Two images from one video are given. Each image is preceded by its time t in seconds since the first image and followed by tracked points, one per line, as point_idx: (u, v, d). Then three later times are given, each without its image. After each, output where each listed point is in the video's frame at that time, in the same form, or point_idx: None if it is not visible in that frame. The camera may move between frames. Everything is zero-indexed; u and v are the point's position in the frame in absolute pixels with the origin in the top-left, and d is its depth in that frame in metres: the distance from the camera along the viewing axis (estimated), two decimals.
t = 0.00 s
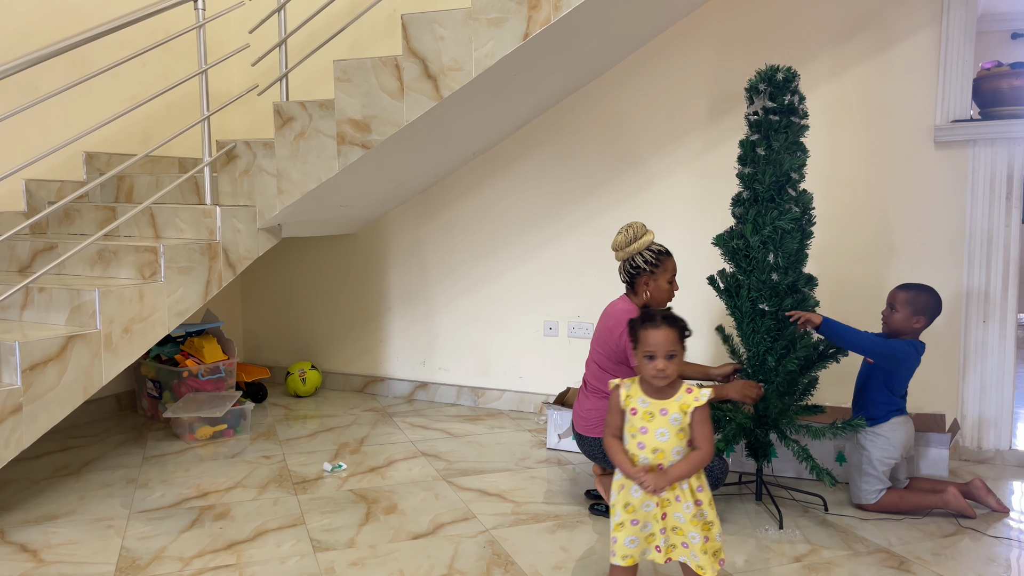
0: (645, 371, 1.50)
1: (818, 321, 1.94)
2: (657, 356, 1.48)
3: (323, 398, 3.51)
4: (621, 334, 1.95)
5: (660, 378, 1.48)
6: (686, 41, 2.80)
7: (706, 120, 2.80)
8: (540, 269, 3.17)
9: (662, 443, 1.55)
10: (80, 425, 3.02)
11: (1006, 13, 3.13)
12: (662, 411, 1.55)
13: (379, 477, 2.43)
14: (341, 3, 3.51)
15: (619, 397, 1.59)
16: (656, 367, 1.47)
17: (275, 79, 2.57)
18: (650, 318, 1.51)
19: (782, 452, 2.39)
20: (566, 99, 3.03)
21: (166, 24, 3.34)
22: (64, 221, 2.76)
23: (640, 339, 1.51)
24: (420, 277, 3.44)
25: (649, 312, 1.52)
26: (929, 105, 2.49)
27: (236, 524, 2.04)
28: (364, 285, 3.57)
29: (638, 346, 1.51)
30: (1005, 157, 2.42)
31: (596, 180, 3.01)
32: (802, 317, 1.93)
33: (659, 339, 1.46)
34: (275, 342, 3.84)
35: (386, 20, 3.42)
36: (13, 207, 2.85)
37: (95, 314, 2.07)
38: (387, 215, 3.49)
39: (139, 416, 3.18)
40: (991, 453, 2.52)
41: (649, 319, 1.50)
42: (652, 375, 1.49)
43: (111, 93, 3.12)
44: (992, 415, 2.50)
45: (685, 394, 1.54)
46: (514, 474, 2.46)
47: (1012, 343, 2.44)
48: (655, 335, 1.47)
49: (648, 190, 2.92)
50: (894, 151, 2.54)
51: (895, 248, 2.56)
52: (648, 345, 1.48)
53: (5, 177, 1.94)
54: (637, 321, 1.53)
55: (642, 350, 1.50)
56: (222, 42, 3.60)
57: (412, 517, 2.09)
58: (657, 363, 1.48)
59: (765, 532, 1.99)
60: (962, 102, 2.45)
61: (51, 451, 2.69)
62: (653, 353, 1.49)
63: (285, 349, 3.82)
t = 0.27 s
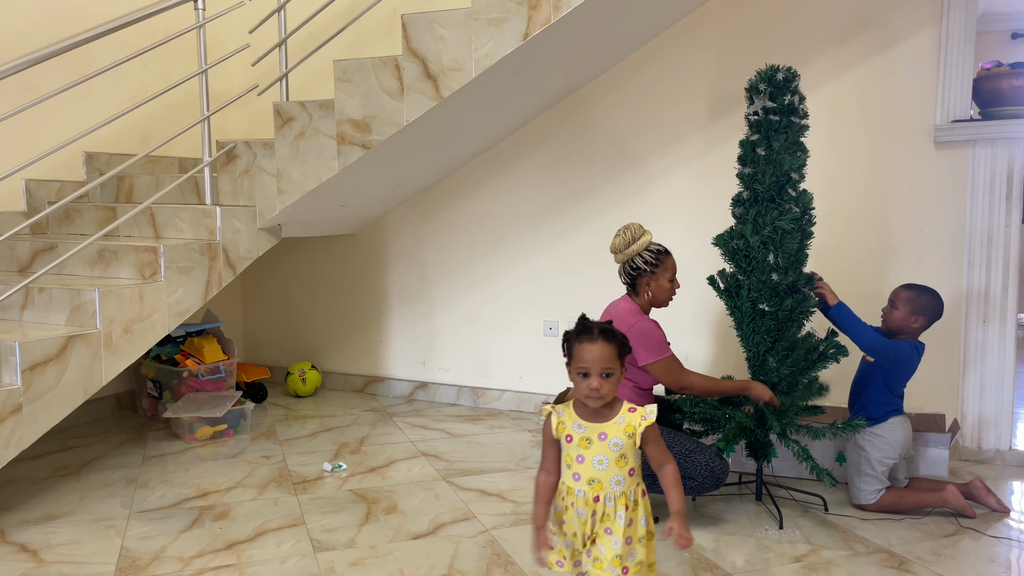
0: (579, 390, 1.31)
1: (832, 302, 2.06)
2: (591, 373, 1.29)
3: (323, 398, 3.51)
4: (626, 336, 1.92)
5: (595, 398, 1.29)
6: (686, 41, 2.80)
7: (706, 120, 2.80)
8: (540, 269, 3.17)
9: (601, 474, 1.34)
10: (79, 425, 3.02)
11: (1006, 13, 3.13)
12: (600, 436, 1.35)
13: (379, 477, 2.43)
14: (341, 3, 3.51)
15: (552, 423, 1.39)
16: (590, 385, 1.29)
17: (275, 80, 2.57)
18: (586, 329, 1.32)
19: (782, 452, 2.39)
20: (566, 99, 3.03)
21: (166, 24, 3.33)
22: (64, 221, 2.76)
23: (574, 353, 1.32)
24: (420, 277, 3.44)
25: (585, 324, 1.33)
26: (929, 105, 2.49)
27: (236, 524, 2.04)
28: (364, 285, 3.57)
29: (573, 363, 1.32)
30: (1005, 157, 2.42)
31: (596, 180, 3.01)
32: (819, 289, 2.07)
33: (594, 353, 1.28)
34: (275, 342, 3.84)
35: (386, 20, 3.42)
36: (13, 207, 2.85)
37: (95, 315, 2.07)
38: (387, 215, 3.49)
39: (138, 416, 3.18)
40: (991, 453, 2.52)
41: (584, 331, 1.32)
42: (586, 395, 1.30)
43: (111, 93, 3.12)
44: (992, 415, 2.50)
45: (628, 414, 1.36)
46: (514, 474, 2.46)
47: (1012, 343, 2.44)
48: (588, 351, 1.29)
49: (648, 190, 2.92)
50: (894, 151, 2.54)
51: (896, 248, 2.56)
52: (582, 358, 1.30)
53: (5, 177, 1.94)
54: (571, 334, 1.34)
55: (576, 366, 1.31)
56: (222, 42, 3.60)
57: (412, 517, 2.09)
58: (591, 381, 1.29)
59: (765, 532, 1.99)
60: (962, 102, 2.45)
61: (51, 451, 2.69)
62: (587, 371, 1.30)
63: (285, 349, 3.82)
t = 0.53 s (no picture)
0: (576, 458, 1.06)
1: (838, 322, 1.99)
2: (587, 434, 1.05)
3: (323, 398, 3.51)
4: (621, 333, 1.96)
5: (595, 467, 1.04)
6: (686, 41, 2.80)
7: (706, 120, 2.80)
8: (540, 269, 3.17)
9: (618, 568, 1.08)
10: (79, 425, 3.02)
11: (1006, 13, 3.13)
12: (613, 518, 1.09)
13: (379, 477, 2.43)
14: (341, 3, 3.51)
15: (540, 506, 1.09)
16: (590, 449, 1.04)
17: (275, 79, 2.57)
18: (577, 374, 1.09)
19: (782, 452, 2.38)
20: (566, 99, 3.03)
21: (166, 24, 3.33)
22: (64, 221, 2.76)
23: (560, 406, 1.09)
24: (420, 277, 3.44)
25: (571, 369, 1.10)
26: (929, 105, 2.49)
27: (236, 524, 2.04)
28: (364, 285, 3.57)
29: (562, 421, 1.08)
30: (1005, 157, 2.41)
31: (596, 180, 3.01)
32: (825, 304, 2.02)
33: (592, 404, 1.05)
34: (275, 342, 3.84)
35: (386, 20, 3.42)
36: (13, 207, 2.85)
37: (95, 314, 2.07)
38: (387, 215, 3.49)
39: (138, 416, 3.18)
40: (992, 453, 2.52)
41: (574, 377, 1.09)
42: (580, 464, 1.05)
43: (111, 93, 3.12)
44: (992, 415, 2.50)
45: (639, 480, 1.13)
46: (514, 474, 2.46)
47: (1013, 343, 2.44)
48: (588, 403, 1.05)
49: (648, 190, 2.92)
50: (894, 151, 2.54)
51: (896, 248, 2.56)
52: (574, 411, 1.06)
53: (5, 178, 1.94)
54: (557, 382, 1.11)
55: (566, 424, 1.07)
56: (222, 42, 3.60)
57: (412, 517, 2.09)
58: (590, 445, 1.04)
59: (765, 532, 1.99)
60: (963, 102, 2.45)
61: (51, 451, 2.69)
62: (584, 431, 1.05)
63: (285, 349, 3.82)
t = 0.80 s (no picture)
0: None
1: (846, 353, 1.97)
2: None
3: (323, 398, 3.51)
4: (620, 333, 1.97)
5: None
6: (686, 41, 2.80)
7: (707, 120, 2.80)
8: (540, 269, 3.16)
9: None
10: (80, 425, 3.02)
11: (1006, 13, 3.13)
12: None
13: (379, 477, 2.43)
14: (341, 3, 3.51)
15: None
16: None
17: (275, 79, 2.57)
18: None
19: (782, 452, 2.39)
20: (565, 99, 3.03)
21: (166, 24, 3.34)
22: (64, 221, 2.76)
23: None
24: (420, 277, 3.44)
25: None
26: (929, 105, 2.49)
27: (236, 524, 2.04)
28: (364, 285, 3.57)
29: None
30: (1005, 157, 2.41)
31: (596, 180, 3.01)
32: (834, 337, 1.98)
33: None
34: (275, 342, 3.84)
35: (386, 20, 3.42)
36: (13, 207, 2.85)
37: (95, 314, 2.07)
38: (387, 215, 3.49)
39: (139, 416, 3.17)
40: (992, 453, 2.52)
41: None
42: None
43: (111, 93, 3.12)
44: (992, 415, 2.50)
45: None
46: (514, 474, 2.46)
47: (1013, 343, 2.43)
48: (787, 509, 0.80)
49: (648, 190, 2.92)
50: (894, 151, 2.54)
51: (896, 248, 2.56)
52: None
53: (5, 178, 1.94)
54: None
55: None
56: (222, 42, 3.60)
57: (412, 517, 2.09)
58: None
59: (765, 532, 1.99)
60: (963, 102, 2.45)
61: (51, 451, 2.69)
62: None
63: (285, 349, 3.82)
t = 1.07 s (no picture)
0: None
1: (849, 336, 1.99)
2: None
3: (323, 399, 3.51)
4: (622, 333, 1.97)
5: None
6: (686, 41, 2.80)
7: (707, 120, 2.80)
8: (540, 269, 3.17)
9: None
10: (79, 425, 3.02)
11: (1006, 13, 3.13)
12: None
13: (379, 477, 2.43)
14: (341, 3, 3.51)
15: None
16: None
17: (275, 79, 2.57)
18: None
19: (782, 452, 2.39)
20: (565, 99, 3.03)
21: (166, 24, 3.34)
22: (64, 221, 2.76)
23: None
24: (420, 277, 3.44)
25: None
26: (929, 105, 2.49)
27: (236, 524, 2.04)
28: (364, 285, 3.57)
29: None
30: (1005, 157, 2.42)
31: (596, 180, 3.01)
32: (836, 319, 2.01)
33: None
34: (275, 342, 3.84)
35: (386, 20, 3.42)
36: (13, 207, 2.85)
37: (95, 314, 2.07)
38: (387, 215, 3.49)
39: (138, 416, 3.17)
40: (992, 453, 2.52)
41: None
42: None
43: (111, 93, 3.12)
44: (992, 415, 2.50)
45: None
46: (514, 474, 2.46)
47: (1012, 343, 2.44)
48: None
49: (647, 190, 2.92)
50: (894, 151, 2.54)
51: (896, 248, 2.56)
52: None
53: (6, 177, 1.94)
54: None
55: None
56: (222, 42, 3.60)
57: (413, 517, 2.09)
58: None
59: (765, 532, 1.99)
60: (963, 102, 2.45)
61: (51, 451, 2.69)
62: None
63: (285, 349, 3.82)
